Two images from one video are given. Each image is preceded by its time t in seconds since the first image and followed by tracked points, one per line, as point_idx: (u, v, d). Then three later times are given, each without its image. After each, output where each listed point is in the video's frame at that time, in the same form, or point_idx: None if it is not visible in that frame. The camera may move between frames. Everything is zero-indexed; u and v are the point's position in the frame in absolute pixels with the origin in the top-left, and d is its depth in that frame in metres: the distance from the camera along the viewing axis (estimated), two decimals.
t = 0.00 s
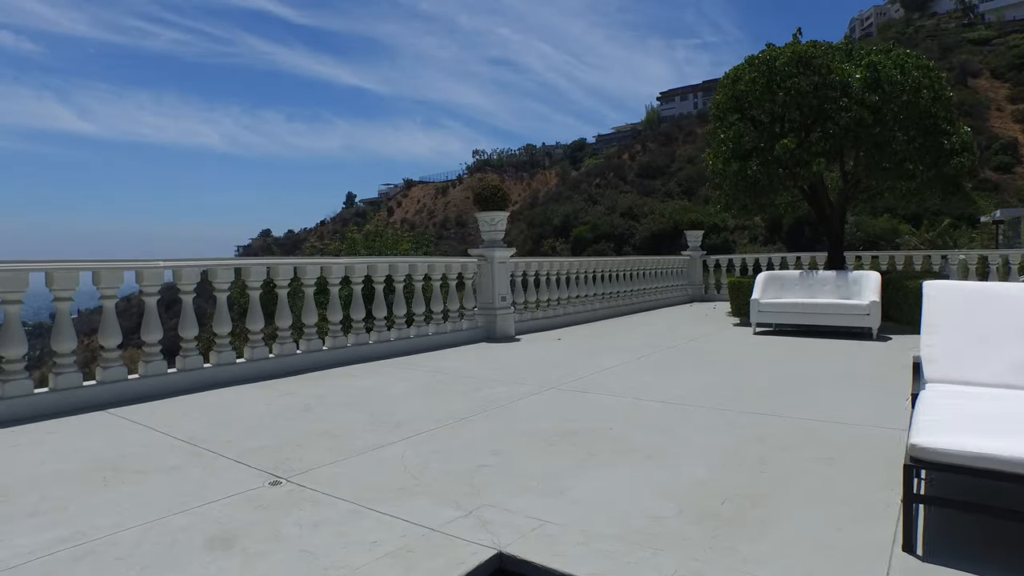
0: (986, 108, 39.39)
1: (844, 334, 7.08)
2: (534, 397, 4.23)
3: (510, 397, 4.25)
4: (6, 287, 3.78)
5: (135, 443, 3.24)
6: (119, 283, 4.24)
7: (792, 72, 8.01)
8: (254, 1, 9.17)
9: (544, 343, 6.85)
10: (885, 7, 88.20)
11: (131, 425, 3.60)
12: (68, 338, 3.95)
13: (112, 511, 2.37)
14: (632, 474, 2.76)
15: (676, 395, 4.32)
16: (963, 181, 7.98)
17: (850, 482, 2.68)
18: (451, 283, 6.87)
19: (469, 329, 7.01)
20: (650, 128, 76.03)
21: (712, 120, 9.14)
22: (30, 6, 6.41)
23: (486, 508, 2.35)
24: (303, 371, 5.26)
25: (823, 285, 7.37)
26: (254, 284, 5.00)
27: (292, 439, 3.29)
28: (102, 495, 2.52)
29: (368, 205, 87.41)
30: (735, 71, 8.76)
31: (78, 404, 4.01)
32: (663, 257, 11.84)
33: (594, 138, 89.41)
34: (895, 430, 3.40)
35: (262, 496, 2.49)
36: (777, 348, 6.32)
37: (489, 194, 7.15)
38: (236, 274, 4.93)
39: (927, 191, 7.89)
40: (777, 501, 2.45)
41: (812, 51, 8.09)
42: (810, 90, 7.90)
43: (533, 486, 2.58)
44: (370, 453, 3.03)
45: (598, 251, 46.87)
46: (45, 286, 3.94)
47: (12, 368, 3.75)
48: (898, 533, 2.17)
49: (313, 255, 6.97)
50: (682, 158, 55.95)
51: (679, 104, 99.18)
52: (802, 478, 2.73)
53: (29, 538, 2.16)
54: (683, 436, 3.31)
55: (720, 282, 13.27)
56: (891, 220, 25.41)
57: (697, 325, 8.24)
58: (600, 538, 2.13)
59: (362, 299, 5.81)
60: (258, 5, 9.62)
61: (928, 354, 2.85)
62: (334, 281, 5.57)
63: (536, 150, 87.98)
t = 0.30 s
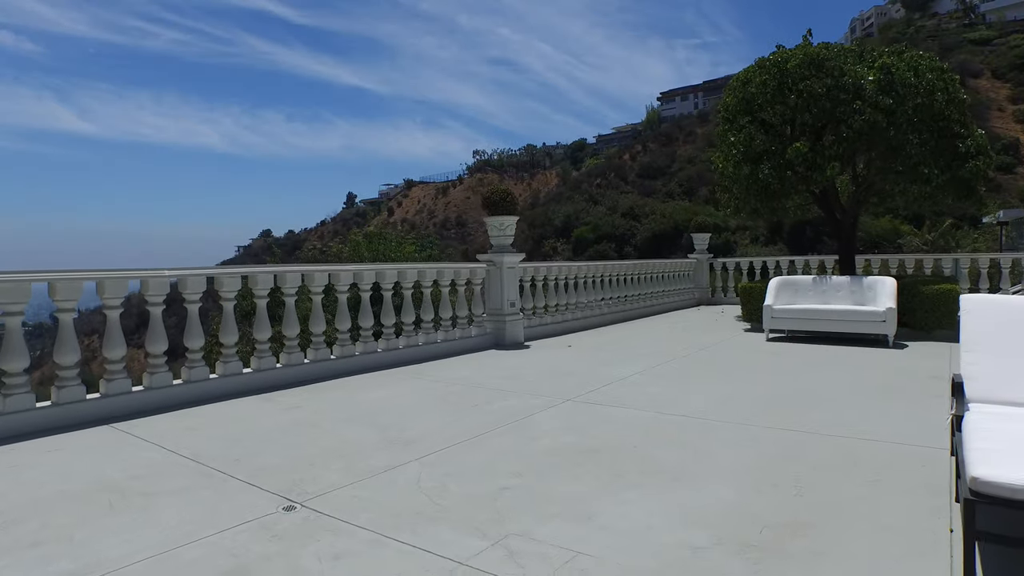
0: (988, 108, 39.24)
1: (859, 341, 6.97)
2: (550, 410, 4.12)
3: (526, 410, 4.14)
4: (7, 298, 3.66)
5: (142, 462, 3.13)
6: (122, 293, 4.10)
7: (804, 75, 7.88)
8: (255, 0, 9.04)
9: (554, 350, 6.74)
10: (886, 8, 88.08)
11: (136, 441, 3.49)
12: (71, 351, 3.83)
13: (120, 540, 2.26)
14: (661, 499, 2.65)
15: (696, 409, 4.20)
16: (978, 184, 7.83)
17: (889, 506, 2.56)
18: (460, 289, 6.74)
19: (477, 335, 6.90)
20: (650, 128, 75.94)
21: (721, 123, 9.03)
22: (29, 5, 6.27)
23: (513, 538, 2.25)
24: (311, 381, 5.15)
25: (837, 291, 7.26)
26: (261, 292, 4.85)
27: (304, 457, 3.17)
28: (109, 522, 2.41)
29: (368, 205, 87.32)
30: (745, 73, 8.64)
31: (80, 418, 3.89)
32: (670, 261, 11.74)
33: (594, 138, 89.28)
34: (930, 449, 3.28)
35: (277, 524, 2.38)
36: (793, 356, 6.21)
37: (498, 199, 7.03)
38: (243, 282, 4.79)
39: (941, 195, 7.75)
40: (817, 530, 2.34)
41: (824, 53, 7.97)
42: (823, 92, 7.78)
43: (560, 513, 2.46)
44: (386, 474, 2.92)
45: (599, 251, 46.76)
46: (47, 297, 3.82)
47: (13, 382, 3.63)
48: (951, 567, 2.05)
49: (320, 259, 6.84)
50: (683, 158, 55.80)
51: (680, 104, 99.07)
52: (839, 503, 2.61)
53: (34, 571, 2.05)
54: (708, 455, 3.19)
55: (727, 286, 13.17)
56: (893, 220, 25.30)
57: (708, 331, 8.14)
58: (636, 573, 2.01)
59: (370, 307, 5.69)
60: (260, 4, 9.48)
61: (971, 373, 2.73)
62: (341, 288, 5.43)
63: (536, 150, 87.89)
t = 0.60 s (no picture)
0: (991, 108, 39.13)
1: (875, 348, 6.86)
2: (568, 426, 4.00)
3: (542, 425, 4.03)
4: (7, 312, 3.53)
5: (149, 485, 3.02)
6: (127, 306, 3.97)
7: (817, 78, 7.75)
8: None
9: (564, 359, 6.64)
10: (887, 8, 87.99)
11: (142, 461, 3.38)
12: (75, 366, 3.71)
13: None
14: (694, 528, 2.53)
15: (719, 424, 4.08)
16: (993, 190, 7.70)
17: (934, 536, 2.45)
18: (469, 296, 6.62)
19: (486, 343, 6.78)
20: (651, 129, 75.86)
21: (731, 126, 8.91)
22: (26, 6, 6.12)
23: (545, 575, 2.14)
24: (319, 392, 5.03)
25: (852, 298, 7.14)
26: (268, 302, 4.72)
27: (318, 479, 3.07)
28: (118, 554, 2.30)
29: (368, 205, 87.28)
30: (756, 75, 8.51)
31: (83, 435, 3.77)
32: (677, 264, 11.62)
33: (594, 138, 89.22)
34: (966, 471, 3.17)
35: (295, 557, 2.27)
36: (809, 365, 6.11)
37: (507, 205, 6.91)
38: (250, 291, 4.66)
39: (956, 200, 7.62)
40: (862, 566, 2.22)
41: (838, 56, 7.83)
42: (836, 96, 7.64)
43: (592, 545, 2.35)
44: (405, 499, 2.81)
45: (600, 252, 46.67)
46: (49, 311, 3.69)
47: (14, 400, 3.51)
48: None
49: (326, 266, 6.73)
50: (684, 158, 55.69)
51: (681, 104, 98.92)
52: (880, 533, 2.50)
53: None
54: (737, 477, 3.08)
55: (734, 289, 13.06)
56: (896, 221, 25.22)
57: (718, 337, 8.04)
58: None
59: (378, 315, 5.57)
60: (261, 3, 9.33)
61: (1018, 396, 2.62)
62: (350, 297, 5.31)
63: (537, 150, 87.76)
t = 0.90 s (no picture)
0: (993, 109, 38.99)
1: (889, 358, 6.76)
2: (585, 445, 3.91)
3: (559, 444, 3.93)
4: (9, 329, 3.41)
5: (159, 509, 2.92)
6: (132, 320, 3.86)
7: (830, 82, 7.67)
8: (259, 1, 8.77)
9: (575, 368, 6.54)
10: (888, 8, 87.93)
11: (149, 482, 3.28)
12: (79, 383, 3.60)
13: None
14: (727, 561, 2.43)
15: (740, 442, 3.98)
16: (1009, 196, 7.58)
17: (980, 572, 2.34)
18: (478, 305, 6.50)
19: (495, 352, 6.68)
20: (652, 130, 75.83)
21: (741, 130, 8.82)
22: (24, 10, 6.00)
23: None
24: (327, 406, 4.92)
25: (865, 306, 7.04)
26: (276, 314, 4.60)
27: (332, 503, 2.97)
28: None
29: (368, 206, 87.25)
30: (766, 80, 8.44)
31: (87, 454, 3.66)
32: (684, 269, 11.52)
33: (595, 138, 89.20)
34: (1003, 496, 3.07)
35: None
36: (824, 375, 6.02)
37: (516, 211, 6.81)
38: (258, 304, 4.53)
39: (970, 206, 7.52)
40: None
41: (851, 60, 7.75)
42: (849, 100, 7.56)
43: None
44: (424, 527, 2.71)
45: (601, 253, 46.46)
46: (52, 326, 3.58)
47: (17, 420, 3.40)
48: None
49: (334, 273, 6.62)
50: (685, 159, 55.53)
51: (681, 104, 98.85)
52: (926, 567, 2.38)
53: None
54: (764, 502, 2.98)
55: (741, 293, 12.97)
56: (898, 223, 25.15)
57: (729, 345, 7.94)
58: None
59: (387, 326, 5.46)
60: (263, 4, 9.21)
61: None
62: (358, 307, 5.19)
63: (537, 151, 87.62)
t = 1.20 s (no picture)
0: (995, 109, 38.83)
1: (901, 367, 6.67)
2: (598, 463, 3.84)
3: (572, 463, 3.86)
4: (11, 348, 3.33)
5: (166, 535, 2.84)
6: (136, 335, 3.78)
7: (839, 87, 7.60)
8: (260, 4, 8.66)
9: (583, 379, 6.48)
10: (889, 8, 87.82)
11: (155, 505, 3.20)
12: (82, 402, 3.52)
13: None
14: None
15: (755, 460, 3.90)
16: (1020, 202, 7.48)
17: None
18: (484, 314, 6.43)
19: (502, 361, 6.61)
20: (652, 130, 75.71)
21: (748, 135, 8.76)
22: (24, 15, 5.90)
23: None
24: (334, 419, 4.84)
25: (876, 314, 6.96)
26: (282, 327, 4.51)
27: (342, 530, 2.88)
28: None
29: (368, 206, 87.20)
30: (775, 85, 8.37)
31: (91, 473, 3.59)
32: (689, 273, 11.43)
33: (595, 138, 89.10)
34: None
35: None
36: (836, 385, 5.95)
37: (523, 218, 6.73)
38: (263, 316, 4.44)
39: (980, 213, 7.46)
40: None
41: (860, 65, 7.67)
42: (859, 106, 7.49)
43: None
44: (438, 555, 2.63)
45: (602, 254, 46.25)
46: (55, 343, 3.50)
47: (20, 441, 3.32)
48: None
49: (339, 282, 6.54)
50: (685, 159, 55.33)
51: (682, 104, 98.76)
52: None
53: None
54: (786, 527, 2.91)
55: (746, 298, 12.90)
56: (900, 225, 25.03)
57: (737, 355, 7.87)
58: None
59: (393, 337, 5.38)
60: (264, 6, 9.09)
61: None
62: (365, 319, 5.11)
63: (538, 151, 87.48)
